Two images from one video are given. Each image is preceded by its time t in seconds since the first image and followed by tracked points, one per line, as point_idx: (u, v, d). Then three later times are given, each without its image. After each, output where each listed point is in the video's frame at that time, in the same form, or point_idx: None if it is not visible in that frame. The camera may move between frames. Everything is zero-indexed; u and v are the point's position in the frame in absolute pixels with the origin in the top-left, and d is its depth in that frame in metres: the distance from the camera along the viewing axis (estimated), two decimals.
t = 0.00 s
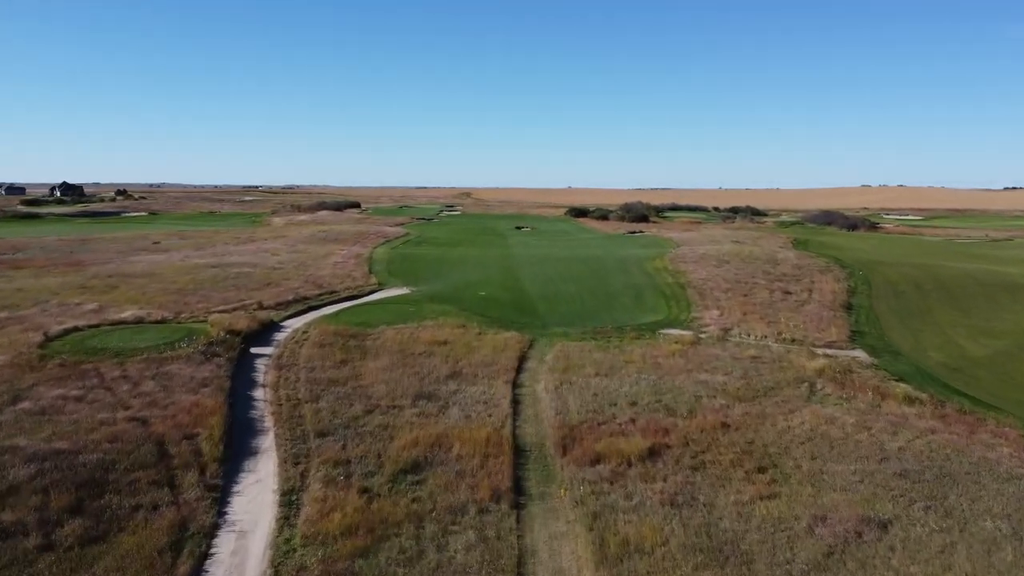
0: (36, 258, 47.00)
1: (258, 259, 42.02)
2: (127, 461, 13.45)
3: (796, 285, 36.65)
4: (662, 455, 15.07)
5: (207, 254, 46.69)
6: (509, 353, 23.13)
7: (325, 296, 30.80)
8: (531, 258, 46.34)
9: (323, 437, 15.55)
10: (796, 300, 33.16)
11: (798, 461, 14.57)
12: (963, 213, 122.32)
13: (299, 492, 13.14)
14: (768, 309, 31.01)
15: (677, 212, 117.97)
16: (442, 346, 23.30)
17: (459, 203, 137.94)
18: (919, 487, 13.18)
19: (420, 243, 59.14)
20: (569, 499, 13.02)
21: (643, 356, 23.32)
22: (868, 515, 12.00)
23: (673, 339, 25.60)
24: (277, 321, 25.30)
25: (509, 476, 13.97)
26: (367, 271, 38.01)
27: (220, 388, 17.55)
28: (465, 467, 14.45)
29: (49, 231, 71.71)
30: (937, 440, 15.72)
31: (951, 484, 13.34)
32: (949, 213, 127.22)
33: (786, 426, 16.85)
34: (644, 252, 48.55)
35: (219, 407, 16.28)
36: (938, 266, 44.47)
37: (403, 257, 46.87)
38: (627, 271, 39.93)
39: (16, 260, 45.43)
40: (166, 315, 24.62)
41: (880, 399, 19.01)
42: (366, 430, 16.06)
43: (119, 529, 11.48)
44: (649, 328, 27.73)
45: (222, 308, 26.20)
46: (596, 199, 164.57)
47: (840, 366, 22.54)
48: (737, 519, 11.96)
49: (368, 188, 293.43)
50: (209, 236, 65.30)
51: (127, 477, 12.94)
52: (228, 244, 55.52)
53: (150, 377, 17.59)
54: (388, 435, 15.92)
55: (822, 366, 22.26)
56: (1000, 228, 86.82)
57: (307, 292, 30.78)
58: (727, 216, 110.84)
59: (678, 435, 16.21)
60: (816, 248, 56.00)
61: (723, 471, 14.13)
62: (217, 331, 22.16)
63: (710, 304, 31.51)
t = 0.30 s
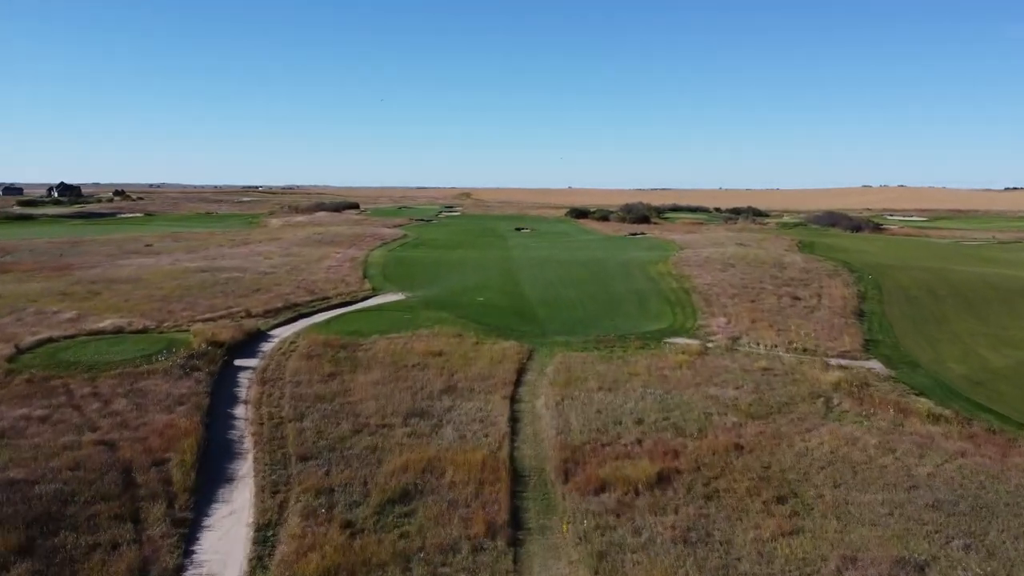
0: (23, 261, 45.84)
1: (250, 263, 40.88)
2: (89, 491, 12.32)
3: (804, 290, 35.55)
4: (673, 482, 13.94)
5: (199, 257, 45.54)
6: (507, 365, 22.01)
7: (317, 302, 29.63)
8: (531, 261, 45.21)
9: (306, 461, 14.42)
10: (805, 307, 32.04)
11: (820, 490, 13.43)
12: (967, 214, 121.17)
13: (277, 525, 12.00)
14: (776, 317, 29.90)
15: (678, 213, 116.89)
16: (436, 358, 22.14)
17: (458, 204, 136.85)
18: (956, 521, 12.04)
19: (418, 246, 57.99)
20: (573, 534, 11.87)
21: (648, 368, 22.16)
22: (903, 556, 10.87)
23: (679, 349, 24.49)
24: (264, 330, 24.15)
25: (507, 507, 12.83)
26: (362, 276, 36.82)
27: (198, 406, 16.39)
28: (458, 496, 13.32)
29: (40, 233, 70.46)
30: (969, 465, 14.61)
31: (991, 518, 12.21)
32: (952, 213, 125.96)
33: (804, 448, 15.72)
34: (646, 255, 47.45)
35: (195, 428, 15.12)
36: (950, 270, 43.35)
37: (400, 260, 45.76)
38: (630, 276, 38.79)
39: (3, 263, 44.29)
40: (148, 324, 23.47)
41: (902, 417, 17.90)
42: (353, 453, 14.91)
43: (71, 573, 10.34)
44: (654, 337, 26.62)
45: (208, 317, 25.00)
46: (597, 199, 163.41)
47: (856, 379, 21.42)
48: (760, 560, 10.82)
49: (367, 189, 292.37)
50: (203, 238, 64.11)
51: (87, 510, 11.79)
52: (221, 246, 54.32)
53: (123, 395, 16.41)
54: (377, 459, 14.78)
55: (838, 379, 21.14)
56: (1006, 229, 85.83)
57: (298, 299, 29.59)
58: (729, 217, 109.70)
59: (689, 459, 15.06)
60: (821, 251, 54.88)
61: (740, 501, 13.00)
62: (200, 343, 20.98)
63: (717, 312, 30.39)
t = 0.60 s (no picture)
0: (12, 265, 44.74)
1: (243, 267, 39.76)
2: (43, 531, 11.21)
3: (814, 297, 34.39)
4: (685, 516, 12.82)
5: (192, 261, 44.42)
6: (507, 380, 20.88)
7: (309, 311, 28.48)
8: (532, 265, 44.05)
9: (287, 492, 13.29)
10: (816, 315, 30.90)
11: (847, 526, 12.35)
12: (973, 215, 119.89)
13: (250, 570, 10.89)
14: (787, 326, 28.75)
15: (680, 214, 115.77)
16: (432, 372, 20.98)
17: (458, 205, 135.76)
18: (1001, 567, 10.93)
19: (417, 249, 56.88)
20: None
21: (656, 382, 21.01)
22: None
23: (687, 361, 23.36)
24: (252, 342, 23.00)
25: (505, 547, 11.73)
26: (357, 281, 35.69)
27: (173, 429, 15.23)
28: (452, 533, 12.20)
29: (35, 235, 69.50)
30: (1006, 497, 13.49)
31: None
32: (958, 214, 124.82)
33: (826, 476, 14.60)
34: (650, 259, 46.25)
35: (167, 455, 13.98)
36: (963, 274, 42.16)
37: (397, 264, 44.60)
38: (634, 281, 37.62)
39: None
40: (129, 335, 22.35)
41: (929, 438, 16.77)
42: (339, 482, 13.79)
43: None
44: (660, 347, 25.47)
45: (194, 326, 23.87)
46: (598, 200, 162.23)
47: (875, 394, 20.29)
48: None
49: (368, 189, 291.00)
50: (198, 241, 63.03)
51: (39, 554, 10.68)
52: (215, 249, 53.21)
53: (93, 417, 15.27)
54: (365, 488, 13.65)
55: (856, 395, 20.00)
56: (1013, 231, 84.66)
57: (289, 307, 28.45)
58: (732, 218, 108.52)
59: (702, 489, 13.92)
60: (828, 254, 53.70)
61: (759, 541, 11.91)
62: (181, 357, 19.85)
63: (725, 320, 29.25)
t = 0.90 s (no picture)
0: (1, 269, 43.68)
1: (236, 272, 38.65)
2: None
3: (826, 304, 33.22)
4: (702, 558, 11.72)
5: (186, 266, 43.35)
6: (507, 397, 19.76)
7: (301, 319, 27.38)
8: (534, 270, 42.88)
9: (267, 529, 12.18)
10: (829, 324, 29.74)
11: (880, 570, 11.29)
12: (980, 217, 118.44)
13: None
14: (799, 336, 27.60)
15: (684, 215, 114.67)
16: (427, 388, 19.86)
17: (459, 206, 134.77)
18: None
19: (416, 252, 55.74)
20: None
21: (664, 399, 19.87)
22: None
23: (696, 376, 22.21)
24: (239, 354, 21.89)
25: None
26: (353, 287, 34.58)
27: (146, 457, 14.11)
28: None
29: (30, 237, 68.58)
30: None
31: None
32: (965, 215, 123.38)
33: (852, 509, 13.47)
34: (655, 264, 45.09)
35: (137, 487, 12.87)
36: (978, 280, 40.91)
37: (395, 269, 43.45)
38: (639, 287, 36.44)
39: None
40: (110, 347, 21.24)
41: (960, 465, 15.62)
42: (324, 518, 12.66)
43: None
44: (668, 360, 24.33)
45: (179, 338, 22.79)
46: (601, 201, 161.09)
47: (899, 412, 19.12)
48: None
49: (369, 189, 290.38)
50: (194, 243, 62.01)
51: None
52: (211, 253, 52.17)
53: (60, 443, 14.18)
54: (352, 525, 12.53)
55: (878, 413, 18.83)
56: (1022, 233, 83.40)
57: (281, 316, 27.34)
58: (737, 219, 107.16)
59: (719, 525, 12.80)
60: (837, 258, 52.53)
61: None
62: (162, 372, 18.75)
63: (735, 330, 28.09)
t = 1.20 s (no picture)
0: None
1: (230, 278, 37.57)
2: None
3: (840, 312, 32.03)
4: None
5: (179, 270, 42.31)
6: (507, 415, 18.62)
7: (293, 329, 26.26)
8: (537, 275, 41.73)
9: None
10: (844, 333, 28.54)
11: None
12: (987, 219, 117.08)
13: None
14: (813, 346, 26.43)
15: (688, 217, 113.57)
16: (423, 407, 18.72)
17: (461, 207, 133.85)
18: None
19: (416, 255, 54.61)
20: None
21: (674, 418, 18.71)
22: None
23: (708, 391, 21.06)
24: (225, 369, 20.77)
25: None
26: (349, 294, 33.46)
27: (115, 488, 13.01)
28: None
29: (26, 240, 67.62)
30: None
31: None
32: (971, 216, 122.13)
33: (884, 550, 12.32)
34: (661, 268, 43.94)
35: (100, 526, 11.77)
36: (995, 286, 39.64)
37: (394, 274, 42.32)
38: (645, 294, 35.27)
39: None
40: (88, 361, 20.16)
41: (996, 495, 14.46)
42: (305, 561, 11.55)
43: None
44: (677, 373, 23.17)
45: (163, 351, 21.70)
46: (603, 202, 159.96)
47: (925, 433, 17.94)
48: None
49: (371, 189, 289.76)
50: (191, 246, 61.03)
51: None
52: (207, 257, 51.11)
53: (21, 473, 13.09)
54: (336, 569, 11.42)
55: (903, 433, 17.66)
56: None
57: (273, 325, 26.23)
58: (741, 221, 105.93)
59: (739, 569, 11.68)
60: (847, 262, 51.30)
61: None
62: (141, 389, 17.66)
63: (746, 341, 26.92)
